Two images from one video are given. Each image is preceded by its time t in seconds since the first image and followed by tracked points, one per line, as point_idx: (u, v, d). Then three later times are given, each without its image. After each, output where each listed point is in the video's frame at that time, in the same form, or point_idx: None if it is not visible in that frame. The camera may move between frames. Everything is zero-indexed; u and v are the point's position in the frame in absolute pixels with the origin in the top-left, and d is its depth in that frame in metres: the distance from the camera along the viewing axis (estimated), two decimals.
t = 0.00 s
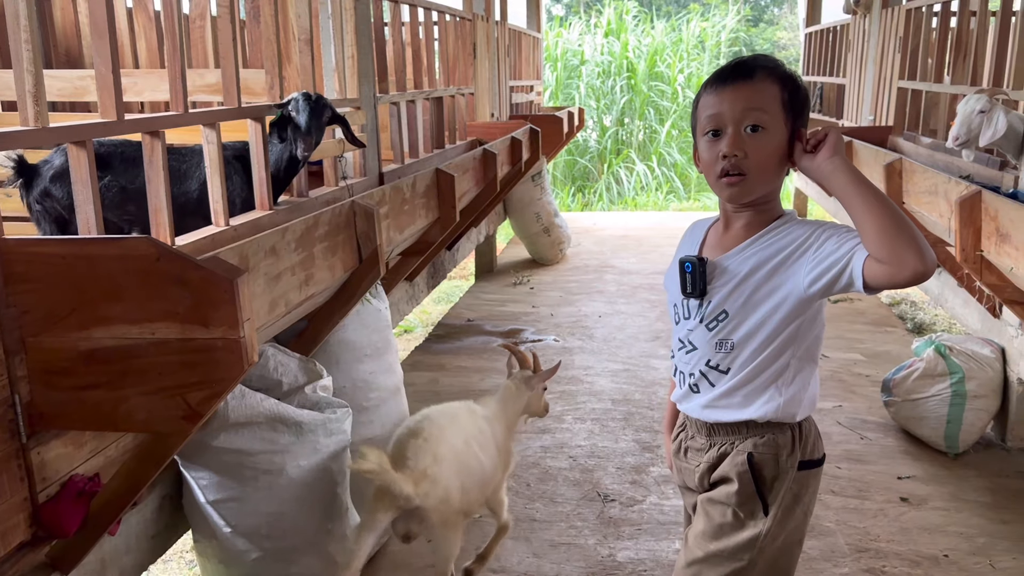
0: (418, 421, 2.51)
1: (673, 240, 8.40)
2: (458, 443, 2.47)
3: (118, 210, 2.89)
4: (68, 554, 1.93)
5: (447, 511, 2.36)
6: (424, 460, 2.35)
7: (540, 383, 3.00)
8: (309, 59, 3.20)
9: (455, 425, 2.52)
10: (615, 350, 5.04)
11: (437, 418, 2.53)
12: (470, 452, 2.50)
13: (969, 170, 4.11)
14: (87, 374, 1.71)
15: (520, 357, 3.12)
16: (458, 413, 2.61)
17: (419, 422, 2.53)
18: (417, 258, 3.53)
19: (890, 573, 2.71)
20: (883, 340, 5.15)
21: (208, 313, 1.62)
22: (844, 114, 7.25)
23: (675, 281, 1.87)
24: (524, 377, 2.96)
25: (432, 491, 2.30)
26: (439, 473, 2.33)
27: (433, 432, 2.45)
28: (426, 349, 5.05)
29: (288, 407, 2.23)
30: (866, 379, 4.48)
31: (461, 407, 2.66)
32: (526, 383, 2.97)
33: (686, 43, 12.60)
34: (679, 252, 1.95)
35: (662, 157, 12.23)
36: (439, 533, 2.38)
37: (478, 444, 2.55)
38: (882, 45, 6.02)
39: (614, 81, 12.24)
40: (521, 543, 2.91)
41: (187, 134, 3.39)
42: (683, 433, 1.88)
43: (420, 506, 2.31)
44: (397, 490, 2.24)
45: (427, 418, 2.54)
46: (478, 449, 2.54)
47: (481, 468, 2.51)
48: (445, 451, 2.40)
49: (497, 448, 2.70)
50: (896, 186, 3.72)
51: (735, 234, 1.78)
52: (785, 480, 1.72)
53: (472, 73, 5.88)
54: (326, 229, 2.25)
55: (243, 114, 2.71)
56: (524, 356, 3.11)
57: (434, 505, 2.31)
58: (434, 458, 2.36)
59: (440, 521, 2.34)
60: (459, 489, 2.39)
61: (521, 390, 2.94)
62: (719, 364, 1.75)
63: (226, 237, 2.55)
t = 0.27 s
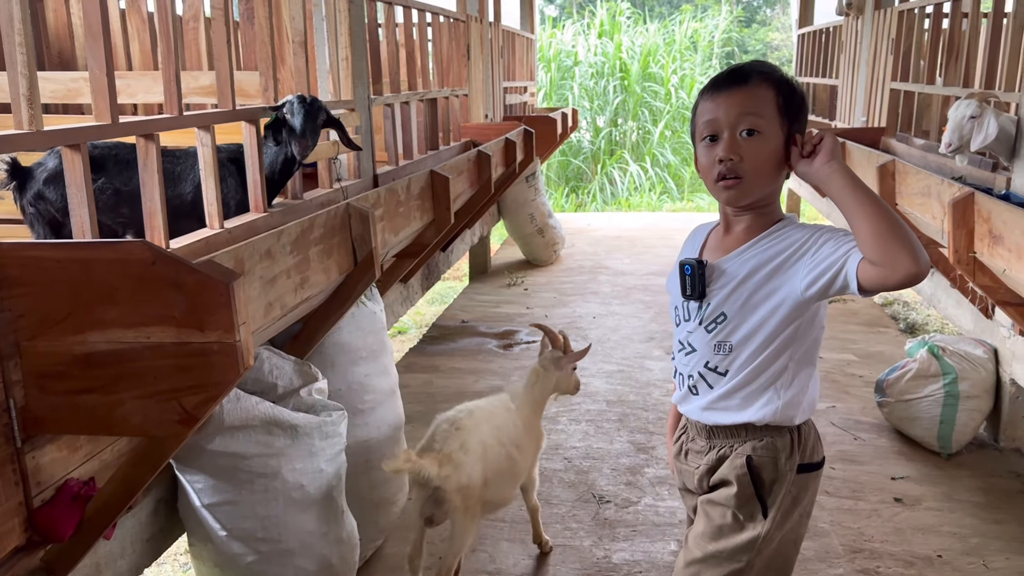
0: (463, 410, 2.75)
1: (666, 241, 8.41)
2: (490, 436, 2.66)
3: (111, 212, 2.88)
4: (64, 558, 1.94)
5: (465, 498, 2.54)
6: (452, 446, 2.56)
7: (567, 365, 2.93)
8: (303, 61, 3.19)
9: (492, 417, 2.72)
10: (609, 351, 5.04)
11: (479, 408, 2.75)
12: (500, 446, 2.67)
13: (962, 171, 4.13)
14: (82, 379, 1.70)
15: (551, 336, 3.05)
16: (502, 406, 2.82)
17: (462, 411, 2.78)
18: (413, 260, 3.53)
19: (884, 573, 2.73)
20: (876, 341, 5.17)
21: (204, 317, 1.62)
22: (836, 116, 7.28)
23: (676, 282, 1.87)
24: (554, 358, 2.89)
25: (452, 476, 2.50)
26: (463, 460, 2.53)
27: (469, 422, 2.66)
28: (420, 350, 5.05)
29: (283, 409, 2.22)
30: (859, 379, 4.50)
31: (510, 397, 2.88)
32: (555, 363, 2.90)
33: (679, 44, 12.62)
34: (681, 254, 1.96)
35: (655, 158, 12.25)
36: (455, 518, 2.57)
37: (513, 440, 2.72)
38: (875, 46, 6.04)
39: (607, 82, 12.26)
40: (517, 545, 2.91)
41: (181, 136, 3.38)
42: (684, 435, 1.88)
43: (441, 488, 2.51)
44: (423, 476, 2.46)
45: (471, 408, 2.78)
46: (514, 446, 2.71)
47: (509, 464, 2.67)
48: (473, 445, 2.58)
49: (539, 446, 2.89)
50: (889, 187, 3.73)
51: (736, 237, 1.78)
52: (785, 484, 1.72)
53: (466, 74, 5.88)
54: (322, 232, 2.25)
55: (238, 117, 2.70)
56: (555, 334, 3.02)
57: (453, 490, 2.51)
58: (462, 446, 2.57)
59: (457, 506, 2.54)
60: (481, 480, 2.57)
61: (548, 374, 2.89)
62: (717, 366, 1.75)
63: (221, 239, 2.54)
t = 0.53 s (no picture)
0: (466, 405, 2.79)
1: (661, 241, 8.42)
2: (491, 428, 2.68)
3: (107, 215, 2.86)
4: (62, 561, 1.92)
5: (466, 489, 2.55)
6: (452, 439, 2.59)
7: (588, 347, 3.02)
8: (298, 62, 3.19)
9: (495, 412, 2.75)
10: (604, 352, 5.05)
11: (481, 403, 2.78)
12: (502, 438, 2.69)
13: (955, 172, 4.15)
14: (79, 381, 1.70)
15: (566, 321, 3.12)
16: (507, 400, 2.84)
17: (466, 405, 2.81)
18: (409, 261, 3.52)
19: (879, 573, 2.74)
20: (870, 341, 5.18)
21: (201, 319, 1.62)
22: (830, 116, 7.30)
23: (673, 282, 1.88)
24: (573, 340, 2.99)
25: (450, 468, 2.51)
26: (461, 452, 2.55)
27: (470, 416, 2.69)
28: (416, 351, 5.04)
29: (280, 412, 2.22)
30: (854, 379, 4.51)
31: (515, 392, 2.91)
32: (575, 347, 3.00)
33: (673, 44, 12.64)
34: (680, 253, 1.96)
35: (650, 158, 12.27)
36: (456, 511, 2.57)
37: (517, 432, 2.73)
38: (869, 47, 6.06)
39: (602, 82, 12.28)
40: (514, 546, 2.92)
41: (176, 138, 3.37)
42: (679, 434, 1.90)
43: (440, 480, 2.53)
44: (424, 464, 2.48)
45: (475, 403, 2.81)
46: (518, 438, 2.73)
47: (511, 455, 2.69)
48: (475, 436, 2.62)
49: (548, 439, 2.90)
50: (883, 188, 3.74)
51: (734, 238, 1.79)
52: (777, 483, 1.73)
53: (461, 75, 5.88)
54: (318, 233, 2.25)
55: (233, 118, 2.70)
56: (575, 318, 3.04)
57: (452, 481, 2.52)
58: (461, 438, 2.59)
59: (458, 497, 2.54)
60: (482, 471, 2.59)
61: (569, 355, 2.99)
62: (710, 366, 1.77)
63: (217, 241, 2.54)
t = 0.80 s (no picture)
0: (458, 400, 2.80)
1: (656, 242, 8.44)
2: (482, 424, 2.69)
3: (103, 216, 2.88)
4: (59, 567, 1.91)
5: (457, 484, 2.56)
6: (442, 434, 2.60)
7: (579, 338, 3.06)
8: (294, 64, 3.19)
9: (487, 408, 2.75)
10: (600, 353, 5.05)
11: (473, 400, 2.79)
12: (494, 434, 2.69)
13: (949, 173, 4.17)
14: (76, 384, 1.70)
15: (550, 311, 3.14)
16: (500, 397, 2.85)
17: (458, 401, 2.82)
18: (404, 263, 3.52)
19: (874, 573, 2.75)
20: (864, 341, 5.20)
21: (197, 322, 1.62)
22: (824, 117, 7.33)
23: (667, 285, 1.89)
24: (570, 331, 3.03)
25: (441, 463, 2.52)
26: (453, 447, 2.55)
27: (461, 412, 2.69)
28: (411, 353, 5.04)
29: (276, 414, 2.22)
30: (849, 380, 4.53)
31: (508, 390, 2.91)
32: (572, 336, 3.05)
33: (668, 45, 12.67)
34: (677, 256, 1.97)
35: (645, 159, 12.30)
36: (448, 506, 2.57)
37: (509, 429, 2.74)
38: (863, 49, 6.08)
39: (597, 83, 12.31)
40: (510, 548, 2.92)
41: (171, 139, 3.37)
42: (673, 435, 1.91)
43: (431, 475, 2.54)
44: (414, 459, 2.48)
45: (467, 399, 2.82)
46: (510, 435, 2.74)
47: (504, 452, 2.70)
48: (465, 431, 2.62)
49: (544, 437, 2.90)
50: (878, 190, 3.74)
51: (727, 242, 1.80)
52: (767, 485, 1.74)
53: (456, 77, 5.89)
54: (314, 236, 2.25)
55: (229, 120, 2.70)
56: (564, 309, 3.05)
57: (443, 476, 2.53)
58: (451, 434, 2.59)
59: (449, 492, 2.55)
60: (473, 466, 2.60)
61: (564, 348, 3.03)
62: (701, 369, 1.78)
63: (213, 243, 2.55)
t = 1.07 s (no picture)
0: (449, 400, 2.80)
1: (652, 242, 8.45)
2: (472, 425, 2.69)
3: (96, 218, 2.88)
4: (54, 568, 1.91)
5: (447, 483, 2.56)
6: (431, 433, 2.60)
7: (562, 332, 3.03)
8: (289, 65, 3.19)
9: (477, 408, 2.75)
10: (596, 353, 5.06)
11: (464, 400, 2.79)
12: (485, 434, 2.69)
13: (943, 174, 4.18)
14: (71, 386, 1.70)
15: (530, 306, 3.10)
16: (492, 399, 2.85)
17: (449, 402, 2.82)
18: (400, 264, 3.51)
19: (869, 573, 2.76)
20: (859, 341, 5.21)
21: (192, 324, 1.62)
22: (819, 118, 7.34)
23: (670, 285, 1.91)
24: (555, 328, 3.02)
25: (429, 463, 2.54)
26: (441, 447, 2.56)
27: (451, 411, 2.69)
28: (408, 354, 5.04)
29: (271, 416, 2.21)
30: (844, 380, 4.54)
31: (500, 391, 2.91)
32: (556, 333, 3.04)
33: (664, 46, 12.70)
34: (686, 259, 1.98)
35: (641, 159, 12.32)
36: (439, 507, 2.58)
37: (500, 430, 2.74)
38: (858, 49, 6.10)
39: (593, 84, 12.35)
40: (506, 549, 2.92)
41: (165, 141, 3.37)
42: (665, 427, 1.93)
43: (421, 475, 2.56)
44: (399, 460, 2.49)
45: (458, 400, 2.82)
46: (501, 435, 2.73)
47: (496, 453, 2.70)
48: (453, 430, 2.62)
49: (537, 437, 2.90)
50: (872, 190, 3.73)
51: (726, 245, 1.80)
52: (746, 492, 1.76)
53: (452, 77, 5.90)
54: (309, 237, 2.25)
55: (224, 122, 2.70)
56: (545, 306, 3.04)
57: (433, 476, 2.54)
58: (440, 433, 2.60)
59: (440, 492, 2.55)
60: (464, 466, 2.60)
61: (548, 345, 3.01)
62: (692, 370, 1.79)
63: (208, 244, 2.55)
